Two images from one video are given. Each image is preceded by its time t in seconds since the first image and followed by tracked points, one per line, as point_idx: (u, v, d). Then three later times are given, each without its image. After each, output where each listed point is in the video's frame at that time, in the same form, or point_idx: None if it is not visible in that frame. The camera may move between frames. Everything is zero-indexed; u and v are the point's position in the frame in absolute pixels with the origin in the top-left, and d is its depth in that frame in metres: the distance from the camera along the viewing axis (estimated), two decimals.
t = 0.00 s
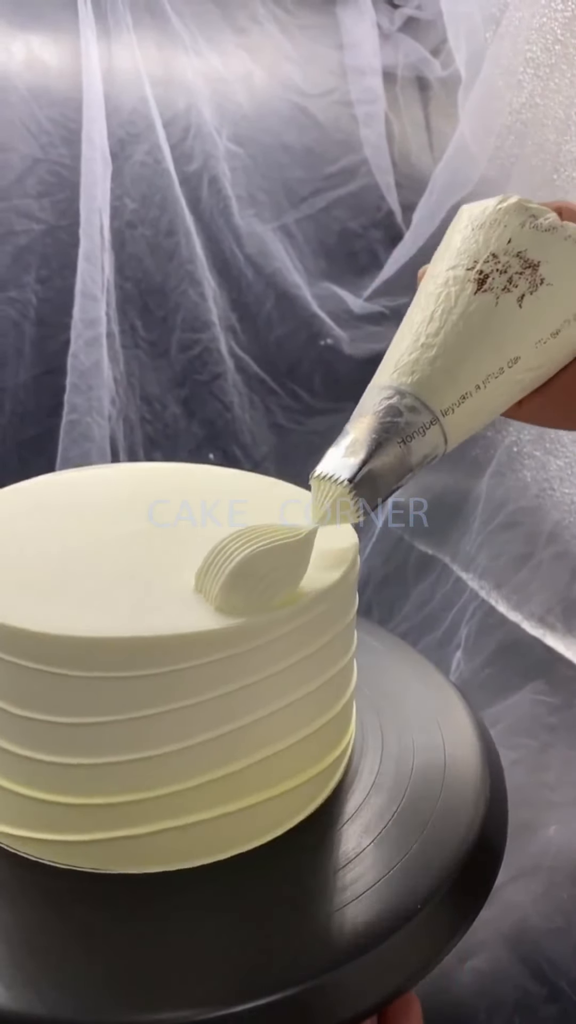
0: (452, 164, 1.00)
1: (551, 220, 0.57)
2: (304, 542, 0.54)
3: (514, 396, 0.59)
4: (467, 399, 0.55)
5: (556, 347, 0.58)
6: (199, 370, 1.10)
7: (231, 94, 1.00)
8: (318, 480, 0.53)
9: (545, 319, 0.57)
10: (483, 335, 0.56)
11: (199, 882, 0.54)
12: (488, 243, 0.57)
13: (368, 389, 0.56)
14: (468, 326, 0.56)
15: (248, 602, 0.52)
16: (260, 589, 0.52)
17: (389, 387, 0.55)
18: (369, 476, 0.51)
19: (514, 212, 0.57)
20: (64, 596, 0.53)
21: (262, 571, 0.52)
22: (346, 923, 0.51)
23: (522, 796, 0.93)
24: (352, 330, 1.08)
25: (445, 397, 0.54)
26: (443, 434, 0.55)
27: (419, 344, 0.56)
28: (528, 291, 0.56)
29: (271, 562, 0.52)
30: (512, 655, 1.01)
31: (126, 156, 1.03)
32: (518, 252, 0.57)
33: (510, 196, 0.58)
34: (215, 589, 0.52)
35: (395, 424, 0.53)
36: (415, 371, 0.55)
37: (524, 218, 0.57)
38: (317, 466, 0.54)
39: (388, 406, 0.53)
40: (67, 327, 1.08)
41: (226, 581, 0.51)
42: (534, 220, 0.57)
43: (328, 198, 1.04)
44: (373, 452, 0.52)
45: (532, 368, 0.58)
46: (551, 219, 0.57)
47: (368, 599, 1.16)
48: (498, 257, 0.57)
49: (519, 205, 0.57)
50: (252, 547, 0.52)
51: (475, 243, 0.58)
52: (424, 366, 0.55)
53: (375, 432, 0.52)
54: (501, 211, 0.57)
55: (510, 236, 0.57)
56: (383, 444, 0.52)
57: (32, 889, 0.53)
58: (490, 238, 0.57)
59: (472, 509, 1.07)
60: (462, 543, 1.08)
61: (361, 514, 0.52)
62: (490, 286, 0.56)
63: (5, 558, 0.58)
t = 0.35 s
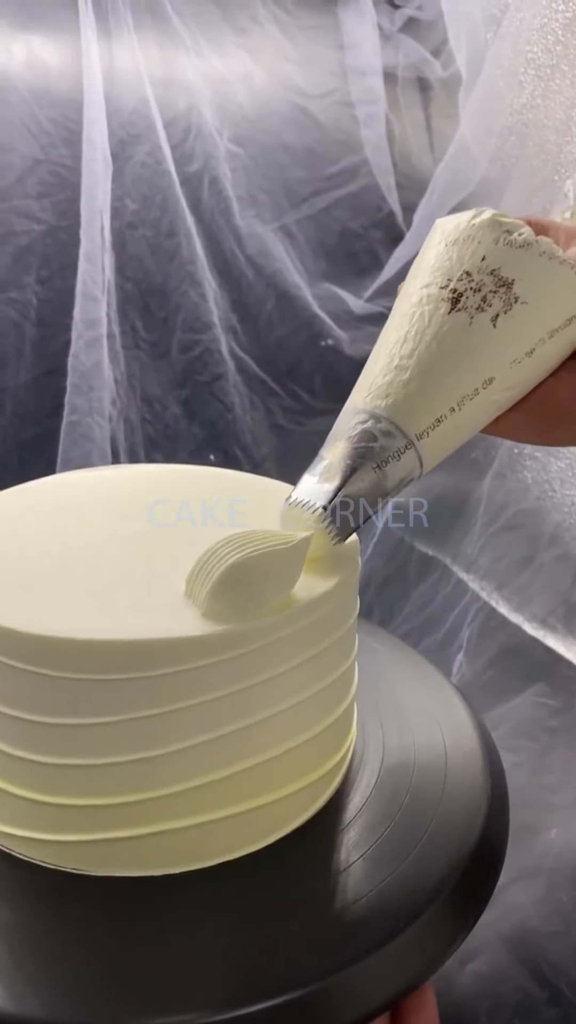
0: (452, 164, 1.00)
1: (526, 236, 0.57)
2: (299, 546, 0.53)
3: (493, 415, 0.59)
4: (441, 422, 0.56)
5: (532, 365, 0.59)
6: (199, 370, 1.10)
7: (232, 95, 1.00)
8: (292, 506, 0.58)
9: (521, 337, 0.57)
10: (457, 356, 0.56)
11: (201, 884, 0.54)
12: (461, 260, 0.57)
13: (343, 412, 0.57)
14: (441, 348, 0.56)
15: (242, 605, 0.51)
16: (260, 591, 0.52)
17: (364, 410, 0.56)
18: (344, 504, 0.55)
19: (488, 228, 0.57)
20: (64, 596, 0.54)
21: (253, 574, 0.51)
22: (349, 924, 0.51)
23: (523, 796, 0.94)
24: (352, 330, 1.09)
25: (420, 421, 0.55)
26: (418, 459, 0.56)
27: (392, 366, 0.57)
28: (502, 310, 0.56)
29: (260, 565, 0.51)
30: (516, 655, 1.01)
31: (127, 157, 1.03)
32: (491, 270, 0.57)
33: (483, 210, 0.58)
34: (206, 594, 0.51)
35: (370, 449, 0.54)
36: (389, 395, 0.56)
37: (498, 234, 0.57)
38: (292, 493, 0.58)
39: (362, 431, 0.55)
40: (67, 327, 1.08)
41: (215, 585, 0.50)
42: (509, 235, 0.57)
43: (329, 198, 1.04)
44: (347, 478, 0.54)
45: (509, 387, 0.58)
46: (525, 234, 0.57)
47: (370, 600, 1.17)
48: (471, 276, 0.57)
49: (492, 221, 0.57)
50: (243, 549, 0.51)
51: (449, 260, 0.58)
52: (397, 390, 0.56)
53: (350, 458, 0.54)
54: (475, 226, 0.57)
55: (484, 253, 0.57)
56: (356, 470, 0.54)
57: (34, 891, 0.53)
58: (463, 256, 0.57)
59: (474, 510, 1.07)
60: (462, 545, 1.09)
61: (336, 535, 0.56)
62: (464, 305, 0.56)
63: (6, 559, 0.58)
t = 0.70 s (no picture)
0: (451, 163, 0.99)
1: (517, 232, 0.57)
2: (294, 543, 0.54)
3: (485, 411, 0.59)
4: (433, 416, 0.55)
5: (523, 361, 0.58)
6: (198, 368, 1.10)
7: (231, 93, 1.00)
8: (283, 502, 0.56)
9: (513, 333, 0.57)
10: (449, 351, 0.56)
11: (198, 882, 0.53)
12: (453, 256, 0.57)
13: (334, 407, 0.57)
14: (433, 342, 0.56)
15: (239, 602, 0.51)
16: (256, 587, 0.52)
17: (355, 404, 0.55)
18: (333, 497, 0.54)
19: (480, 225, 0.57)
20: (62, 595, 0.53)
21: (248, 571, 0.52)
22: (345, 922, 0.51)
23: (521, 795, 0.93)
24: (351, 330, 1.09)
25: (411, 415, 0.55)
26: (410, 452, 0.55)
27: (384, 361, 0.56)
28: (495, 304, 0.56)
29: (255, 562, 0.52)
30: (514, 655, 1.02)
31: (125, 154, 1.02)
32: (483, 265, 0.56)
33: (475, 208, 0.58)
34: (202, 592, 0.51)
35: (361, 443, 0.54)
36: (380, 389, 0.55)
37: (490, 231, 0.57)
38: (283, 489, 0.57)
39: (354, 424, 0.54)
40: (66, 326, 1.08)
41: (209, 584, 0.51)
42: (501, 232, 0.57)
43: (328, 197, 1.04)
44: (338, 471, 0.54)
45: (500, 383, 0.58)
46: (517, 230, 0.57)
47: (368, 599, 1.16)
48: (464, 271, 0.57)
49: (484, 218, 0.57)
50: (240, 550, 0.52)
51: (440, 256, 0.58)
52: (389, 384, 0.55)
53: (341, 451, 0.54)
54: (466, 224, 0.58)
55: (476, 249, 0.57)
56: (348, 463, 0.54)
57: (31, 890, 0.53)
58: (455, 251, 0.57)
59: (472, 510, 1.07)
60: (461, 543, 1.09)
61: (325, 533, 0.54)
62: (456, 300, 0.56)
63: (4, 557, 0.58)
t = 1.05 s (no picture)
0: (452, 164, 0.99)
1: (523, 231, 0.57)
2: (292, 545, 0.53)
3: (493, 409, 0.59)
4: (440, 416, 0.56)
5: (530, 361, 0.58)
6: (199, 368, 1.10)
7: (232, 93, 1.00)
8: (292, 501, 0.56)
9: (519, 333, 0.57)
10: (455, 351, 0.56)
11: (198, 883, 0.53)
12: (460, 256, 0.57)
13: (343, 406, 0.57)
14: (440, 342, 0.56)
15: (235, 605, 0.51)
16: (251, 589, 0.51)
17: (364, 404, 0.56)
18: (344, 496, 0.54)
19: (486, 225, 0.57)
20: (62, 597, 0.53)
21: (242, 572, 0.51)
22: (342, 925, 0.51)
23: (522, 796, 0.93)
24: (352, 330, 1.09)
25: (419, 415, 0.55)
26: (417, 452, 0.55)
27: (392, 360, 0.56)
28: (501, 304, 0.56)
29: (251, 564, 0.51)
30: (513, 655, 1.02)
31: (126, 153, 1.02)
32: (490, 265, 0.57)
33: (482, 207, 0.58)
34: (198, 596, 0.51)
35: (369, 443, 0.54)
36: (388, 389, 0.55)
37: (497, 231, 0.57)
38: (291, 489, 0.56)
39: (362, 424, 0.54)
40: (66, 326, 1.07)
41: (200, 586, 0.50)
42: (507, 231, 0.57)
43: (328, 198, 1.04)
44: (346, 471, 0.54)
45: (508, 382, 0.58)
46: (523, 230, 0.57)
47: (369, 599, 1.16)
48: (470, 271, 0.57)
49: (491, 218, 0.57)
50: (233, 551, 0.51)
51: (447, 256, 0.58)
52: (396, 384, 0.55)
53: (349, 451, 0.54)
54: (473, 223, 0.57)
55: (483, 249, 0.57)
56: (356, 463, 0.54)
57: (31, 889, 0.53)
58: (462, 251, 0.57)
59: (473, 510, 1.07)
60: (461, 543, 1.09)
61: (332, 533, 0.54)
62: (463, 300, 0.56)
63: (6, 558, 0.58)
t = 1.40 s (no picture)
0: (454, 164, 1.01)
1: (567, 196, 0.57)
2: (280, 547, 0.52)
3: (528, 370, 0.59)
4: (482, 369, 0.55)
5: (570, 320, 0.59)
6: (200, 368, 1.10)
7: (233, 93, 1.00)
8: (332, 449, 0.53)
9: (561, 293, 0.57)
10: (501, 305, 0.55)
11: (200, 883, 0.54)
12: (506, 214, 0.57)
13: (384, 355, 0.55)
14: (486, 295, 0.55)
15: (213, 606, 0.50)
16: (232, 592, 0.50)
17: (405, 354, 0.54)
18: (386, 443, 0.51)
19: (533, 186, 0.57)
20: (62, 597, 0.53)
21: (219, 575, 0.49)
22: (341, 928, 0.51)
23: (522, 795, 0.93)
24: (353, 330, 1.08)
25: (462, 365, 0.54)
26: (458, 404, 0.54)
27: (435, 311, 0.55)
28: (546, 263, 0.56)
29: (230, 567, 0.49)
30: (515, 654, 1.03)
31: (127, 152, 1.02)
32: (536, 225, 0.56)
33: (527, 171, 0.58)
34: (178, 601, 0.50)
35: (412, 391, 0.52)
36: (431, 339, 0.54)
37: (543, 193, 0.57)
38: (329, 435, 0.53)
39: (405, 373, 0.52)
40: (67, 326, 1.07)
41: (176, 586, 0.49)
42: (553, 194, 0.57)
43: (330, 197, 1.04)
44: (388, 418, 0.51)
45: (547, 341, 0.58)
46: (568, 194, 0.57)
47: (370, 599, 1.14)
48: (516, 229, 0.56)
49: (537, 181, 0.57)
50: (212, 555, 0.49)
51: (492, 214, 0.57)
52: (441, 334, 0.54)
53: (391, 398, 0.51)
54: (520, 184, 0.57)
55: (528, 209, 0.57)
56: (398, 410, 0.51)
57: (32, 889, 0.53)
58: (507, 210, 0.57)
59: (473, 510, 1.07)
60: (462, 543, 1.09)
61: (375, 480, 0.52)
62: (509, 256, 0.56)
63: (7, 557, 0.58)
